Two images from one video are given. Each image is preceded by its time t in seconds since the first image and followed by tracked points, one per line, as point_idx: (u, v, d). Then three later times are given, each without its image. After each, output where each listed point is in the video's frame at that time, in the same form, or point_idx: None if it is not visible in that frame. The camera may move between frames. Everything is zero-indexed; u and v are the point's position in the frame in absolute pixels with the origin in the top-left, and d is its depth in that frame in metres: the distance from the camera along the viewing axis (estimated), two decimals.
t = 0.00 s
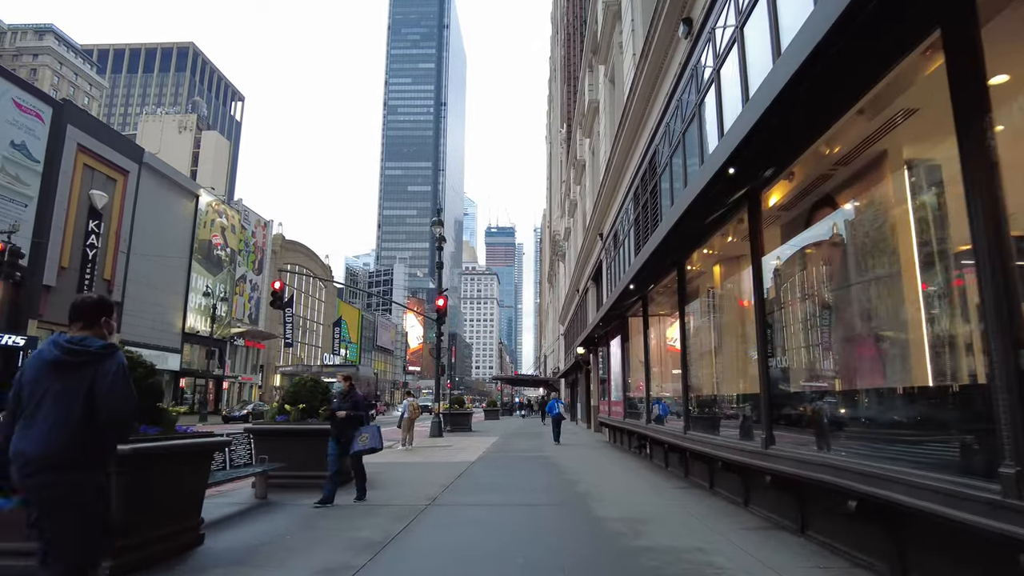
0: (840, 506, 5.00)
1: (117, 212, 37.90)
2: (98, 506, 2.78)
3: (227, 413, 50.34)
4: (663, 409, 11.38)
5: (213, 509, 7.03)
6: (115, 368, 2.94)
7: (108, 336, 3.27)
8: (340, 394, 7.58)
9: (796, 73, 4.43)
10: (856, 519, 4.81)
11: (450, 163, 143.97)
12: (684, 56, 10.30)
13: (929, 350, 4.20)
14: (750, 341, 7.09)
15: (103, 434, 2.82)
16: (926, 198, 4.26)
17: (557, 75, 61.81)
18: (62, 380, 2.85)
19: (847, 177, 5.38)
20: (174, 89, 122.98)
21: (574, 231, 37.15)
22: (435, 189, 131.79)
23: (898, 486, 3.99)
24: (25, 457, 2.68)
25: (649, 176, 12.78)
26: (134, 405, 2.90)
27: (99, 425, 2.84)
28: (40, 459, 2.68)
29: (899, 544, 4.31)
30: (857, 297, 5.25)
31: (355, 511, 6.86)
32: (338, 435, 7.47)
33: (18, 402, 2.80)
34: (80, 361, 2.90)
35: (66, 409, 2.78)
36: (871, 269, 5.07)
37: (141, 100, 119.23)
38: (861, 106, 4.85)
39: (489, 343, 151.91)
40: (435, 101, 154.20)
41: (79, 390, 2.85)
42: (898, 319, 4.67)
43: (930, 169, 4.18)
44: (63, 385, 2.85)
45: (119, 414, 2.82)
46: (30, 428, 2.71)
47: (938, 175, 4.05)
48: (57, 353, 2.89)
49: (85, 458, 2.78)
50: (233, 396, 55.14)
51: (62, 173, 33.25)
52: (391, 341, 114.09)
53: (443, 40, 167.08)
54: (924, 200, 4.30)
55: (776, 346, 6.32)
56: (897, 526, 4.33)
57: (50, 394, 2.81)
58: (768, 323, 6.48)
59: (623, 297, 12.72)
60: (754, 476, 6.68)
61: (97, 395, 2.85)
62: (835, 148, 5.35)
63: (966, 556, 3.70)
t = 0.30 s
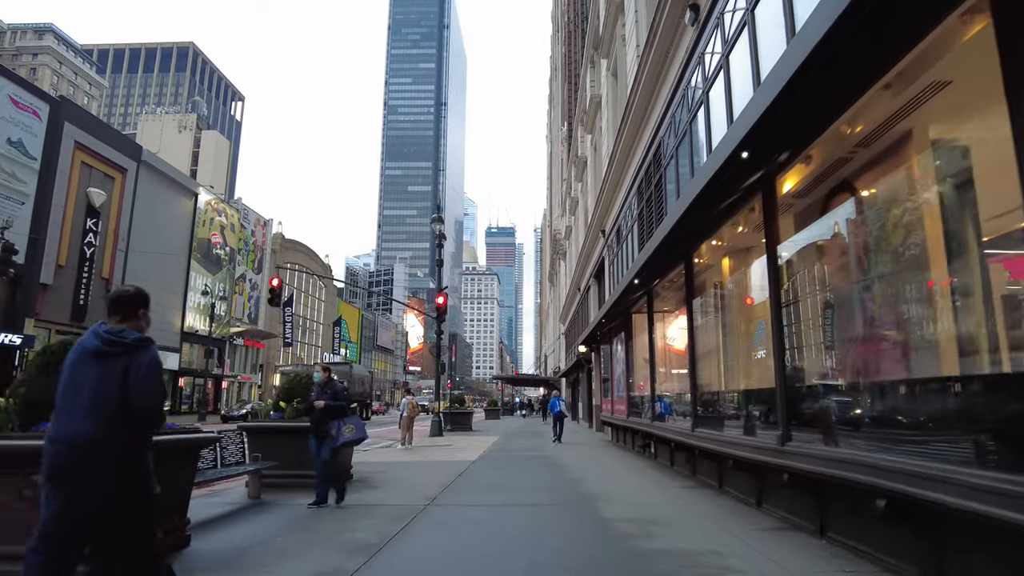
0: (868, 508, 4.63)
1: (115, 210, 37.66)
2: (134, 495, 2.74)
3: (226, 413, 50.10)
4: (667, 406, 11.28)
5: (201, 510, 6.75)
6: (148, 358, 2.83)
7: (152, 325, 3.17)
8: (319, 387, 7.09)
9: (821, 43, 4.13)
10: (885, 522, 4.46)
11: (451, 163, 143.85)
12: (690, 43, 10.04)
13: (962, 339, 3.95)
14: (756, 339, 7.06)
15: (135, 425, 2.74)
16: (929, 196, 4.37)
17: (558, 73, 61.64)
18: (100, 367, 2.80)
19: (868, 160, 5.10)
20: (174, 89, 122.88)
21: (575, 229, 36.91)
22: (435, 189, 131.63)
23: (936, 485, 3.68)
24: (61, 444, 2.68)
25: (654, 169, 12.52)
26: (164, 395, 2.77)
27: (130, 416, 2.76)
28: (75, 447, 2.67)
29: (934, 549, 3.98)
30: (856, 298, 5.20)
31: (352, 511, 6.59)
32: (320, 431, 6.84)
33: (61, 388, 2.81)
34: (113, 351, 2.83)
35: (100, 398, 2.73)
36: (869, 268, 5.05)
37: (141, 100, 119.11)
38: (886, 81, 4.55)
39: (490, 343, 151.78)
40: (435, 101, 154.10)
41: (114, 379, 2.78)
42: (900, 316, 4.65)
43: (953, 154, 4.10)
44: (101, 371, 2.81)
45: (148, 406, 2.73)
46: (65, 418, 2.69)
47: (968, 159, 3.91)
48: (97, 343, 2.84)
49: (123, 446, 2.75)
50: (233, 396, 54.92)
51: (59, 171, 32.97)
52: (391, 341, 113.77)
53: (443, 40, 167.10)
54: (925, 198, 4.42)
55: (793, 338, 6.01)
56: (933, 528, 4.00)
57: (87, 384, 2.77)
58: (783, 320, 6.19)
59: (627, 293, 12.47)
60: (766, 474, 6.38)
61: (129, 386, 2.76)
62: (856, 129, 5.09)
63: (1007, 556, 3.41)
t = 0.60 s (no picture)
0: (904, 508, 4.24)
1: (112, 208, 37.38)
2: (176, 480, 2.98)
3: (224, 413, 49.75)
4: (671, 406, 11.06)
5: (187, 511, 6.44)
6: (189, 352, 3.06)
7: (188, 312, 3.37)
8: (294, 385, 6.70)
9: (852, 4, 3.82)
10: (920, 525, 4.09)
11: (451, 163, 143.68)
12: (696, 29, 9.81)
13: (995, 326, 3.67)
14: (756, 340, 7.12)
15: (180, 413, 2.97)
16: (929, 194, 4.38)
17: (559, 73, 61.46)
18: (145, 357, 3.03)
19: (891, 139, 4.80)
20: (175, 88, 122.63)
21: (575, 227, 36.67)
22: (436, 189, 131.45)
23: (982, 483, 3.34)
24: (109, 429, 2.92)
25: (658, 161, 12.28)
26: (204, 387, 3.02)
27: (172, 408, 2.97)
28: (122, 432, 2.90)
29: (976, 551, 3.61)
30: (857, 297, 5.14)
31: (344, 512, 6.29)
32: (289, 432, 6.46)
33: (106, 376, 3.05)
34: (157, 342, 3.04)
35: (146, 385, 2.97)
36: (877, 265, 4.93)
37: (141, 99, 118.83)
38: (921, 45, 4.23)
39: (490, 344, 151.45)
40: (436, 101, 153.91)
41: (157, 370, 3.01)
42: (903, 317, 4.58)
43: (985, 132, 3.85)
44: (145, 360, 3.03)
45: (192, 395, 2.96)
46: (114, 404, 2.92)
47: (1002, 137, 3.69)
48: (140, 332, 3.05)
49: (168, 432, 2.99)
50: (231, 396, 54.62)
51: (55, 168, 32.65)
52: (391, 341, 113.42)
53: (444, 41, 167.07)
54: (928, 196, 4.40)
55: (811, 331, 5.71)
56: (967, 530, 3.69)
57: (133, 370, 3.00)
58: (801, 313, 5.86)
59: (631, 289, 12.20)
60: (780, 473, 6.06)
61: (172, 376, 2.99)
62: (882, 103, 4.79)
63: None
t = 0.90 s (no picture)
0: (939, 519, 3.79)
1: (102, 205, 36.84)
2: (181, 478, 3.03)
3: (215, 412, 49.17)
4: (670, 405, 10.72)
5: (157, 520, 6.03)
6: (209, 355, 3.21)
7: (200, 322, 3.53)
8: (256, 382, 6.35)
9: None
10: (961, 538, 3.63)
11: (447, 162, 143.11)
12: (697, 17, 9.52)
13: None
14: (753, 339, 7.12)
15: (196, 413, 3.10)
16: (926, 193, 4.38)
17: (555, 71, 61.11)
18: (164, 359, 3.16)
19: (913, 119, 4.47)
20: (169, 86, 121.73)
21: (571, 225, 36.32)
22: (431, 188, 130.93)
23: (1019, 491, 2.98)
24: (129, 425, 3.01)
25: (657, 154, 11.97)
26: (223, 388, 3.18)
27: (192, 407, 3.10)
28: (142, 428, 2.99)
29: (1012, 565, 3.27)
30: (853, 295, 5.11)
31: (329, 519, 5.92)
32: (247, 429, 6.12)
33: (125, 375, 3.16)
34: (178, 344, 3.18)
35: (166, 383, 3.08)
36: (892, 257, 4.70)
37: (135, 97, 117.88)
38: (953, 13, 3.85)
39: (485, 343, 151.00)
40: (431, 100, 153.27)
41: (177, 371, 3.14)
42: (899, 317, 4.62)
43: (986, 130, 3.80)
44: (165, 364, 3.17)
45: (213, 400, 3.11)
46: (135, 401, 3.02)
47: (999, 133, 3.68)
48: (160, 336, 3.20)
49: (181, 435, 3.08)
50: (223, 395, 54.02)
51: (43, 164, 32.09)
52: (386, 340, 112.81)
53: (439, 40, 166.48)
54: (923, 194, 4.41)
55: (824, 326, 5.39)
56: (1004, 543, 3.33)
57: (154, 370, 3.12)
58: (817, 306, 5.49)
59: (628, 285, 11.89)
60: (790, 476, 5.73)
61: (192, 376, 3.12)
62: (905, 80, 4.43)
63: None
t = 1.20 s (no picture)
0: (976, 533, 3.49)
1: (96, 203, 36.43)
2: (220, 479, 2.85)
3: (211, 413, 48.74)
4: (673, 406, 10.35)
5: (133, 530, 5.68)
6: (225, 350, 2.96)
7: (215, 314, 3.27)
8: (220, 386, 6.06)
9: None
10: (1007, 556, 3.27)
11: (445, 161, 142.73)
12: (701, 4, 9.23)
13: None
14: (751, 338, 7.04)
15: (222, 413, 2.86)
16: (925, 193, 4.30)
17: (554, 69, 60.84)
18: (181, 357, 2.92)
19: (944, 97, 4.12)
20: (166, 85, 121.08)
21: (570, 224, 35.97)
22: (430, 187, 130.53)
23: None
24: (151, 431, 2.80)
25: (659, 147, 11.65)
26: (241, 383, 2.93)
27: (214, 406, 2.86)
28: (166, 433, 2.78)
29: None
30: (860, 296, 4.91)
31: (315, 528, 5.57)
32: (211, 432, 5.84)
33: (143, 376, 2.94)
34: (192, 342, 2.94)
35: (186, 385, 2.86)
36: (908, 249, 4.44)
37: (132, 96, 117.19)
38: None
39: (484, 342, 150.61)
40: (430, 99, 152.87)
41: (196, 368, 2.90)
42: (898, 315, 4.46)
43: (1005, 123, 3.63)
44: (182, 362, 2.94)
45: (233, 398, 2.88)
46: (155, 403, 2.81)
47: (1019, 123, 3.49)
48: (174, 334, 2.95)
49: (209, 436, 2.87)
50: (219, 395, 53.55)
51: (36, 162, 31.72)
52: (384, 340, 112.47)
53: (438, 39, 166.00)
54: (922, 195, 4.33)
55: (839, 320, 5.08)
56: None
57: (171, 371, 2.90)
58: (835, 300, 5.15)
59: (629, 282, 11.55)
60: (804, 481, 5.43)
61: (210, 376, 2.88)
62: (936, 53, 4.07)
63: None
